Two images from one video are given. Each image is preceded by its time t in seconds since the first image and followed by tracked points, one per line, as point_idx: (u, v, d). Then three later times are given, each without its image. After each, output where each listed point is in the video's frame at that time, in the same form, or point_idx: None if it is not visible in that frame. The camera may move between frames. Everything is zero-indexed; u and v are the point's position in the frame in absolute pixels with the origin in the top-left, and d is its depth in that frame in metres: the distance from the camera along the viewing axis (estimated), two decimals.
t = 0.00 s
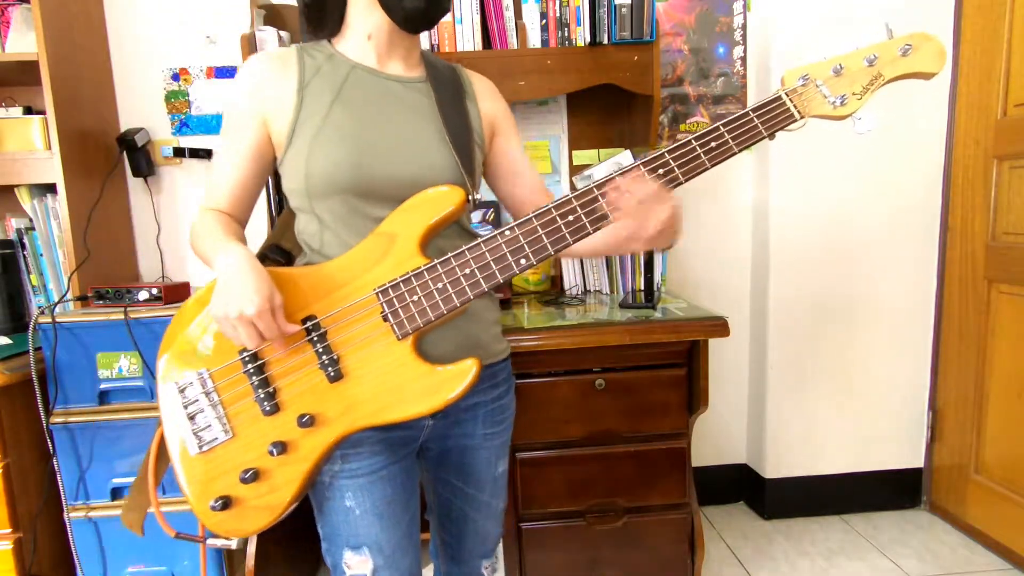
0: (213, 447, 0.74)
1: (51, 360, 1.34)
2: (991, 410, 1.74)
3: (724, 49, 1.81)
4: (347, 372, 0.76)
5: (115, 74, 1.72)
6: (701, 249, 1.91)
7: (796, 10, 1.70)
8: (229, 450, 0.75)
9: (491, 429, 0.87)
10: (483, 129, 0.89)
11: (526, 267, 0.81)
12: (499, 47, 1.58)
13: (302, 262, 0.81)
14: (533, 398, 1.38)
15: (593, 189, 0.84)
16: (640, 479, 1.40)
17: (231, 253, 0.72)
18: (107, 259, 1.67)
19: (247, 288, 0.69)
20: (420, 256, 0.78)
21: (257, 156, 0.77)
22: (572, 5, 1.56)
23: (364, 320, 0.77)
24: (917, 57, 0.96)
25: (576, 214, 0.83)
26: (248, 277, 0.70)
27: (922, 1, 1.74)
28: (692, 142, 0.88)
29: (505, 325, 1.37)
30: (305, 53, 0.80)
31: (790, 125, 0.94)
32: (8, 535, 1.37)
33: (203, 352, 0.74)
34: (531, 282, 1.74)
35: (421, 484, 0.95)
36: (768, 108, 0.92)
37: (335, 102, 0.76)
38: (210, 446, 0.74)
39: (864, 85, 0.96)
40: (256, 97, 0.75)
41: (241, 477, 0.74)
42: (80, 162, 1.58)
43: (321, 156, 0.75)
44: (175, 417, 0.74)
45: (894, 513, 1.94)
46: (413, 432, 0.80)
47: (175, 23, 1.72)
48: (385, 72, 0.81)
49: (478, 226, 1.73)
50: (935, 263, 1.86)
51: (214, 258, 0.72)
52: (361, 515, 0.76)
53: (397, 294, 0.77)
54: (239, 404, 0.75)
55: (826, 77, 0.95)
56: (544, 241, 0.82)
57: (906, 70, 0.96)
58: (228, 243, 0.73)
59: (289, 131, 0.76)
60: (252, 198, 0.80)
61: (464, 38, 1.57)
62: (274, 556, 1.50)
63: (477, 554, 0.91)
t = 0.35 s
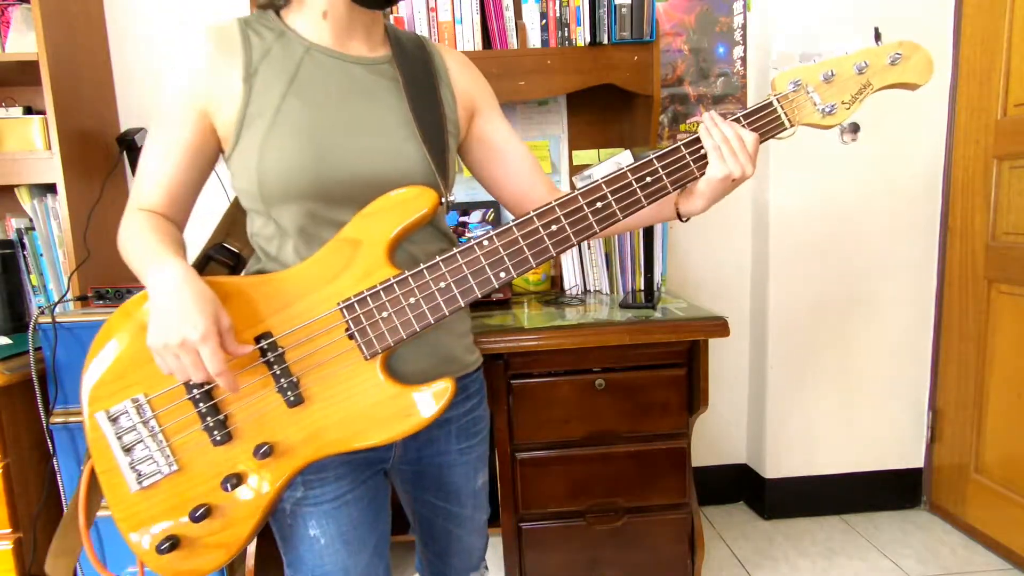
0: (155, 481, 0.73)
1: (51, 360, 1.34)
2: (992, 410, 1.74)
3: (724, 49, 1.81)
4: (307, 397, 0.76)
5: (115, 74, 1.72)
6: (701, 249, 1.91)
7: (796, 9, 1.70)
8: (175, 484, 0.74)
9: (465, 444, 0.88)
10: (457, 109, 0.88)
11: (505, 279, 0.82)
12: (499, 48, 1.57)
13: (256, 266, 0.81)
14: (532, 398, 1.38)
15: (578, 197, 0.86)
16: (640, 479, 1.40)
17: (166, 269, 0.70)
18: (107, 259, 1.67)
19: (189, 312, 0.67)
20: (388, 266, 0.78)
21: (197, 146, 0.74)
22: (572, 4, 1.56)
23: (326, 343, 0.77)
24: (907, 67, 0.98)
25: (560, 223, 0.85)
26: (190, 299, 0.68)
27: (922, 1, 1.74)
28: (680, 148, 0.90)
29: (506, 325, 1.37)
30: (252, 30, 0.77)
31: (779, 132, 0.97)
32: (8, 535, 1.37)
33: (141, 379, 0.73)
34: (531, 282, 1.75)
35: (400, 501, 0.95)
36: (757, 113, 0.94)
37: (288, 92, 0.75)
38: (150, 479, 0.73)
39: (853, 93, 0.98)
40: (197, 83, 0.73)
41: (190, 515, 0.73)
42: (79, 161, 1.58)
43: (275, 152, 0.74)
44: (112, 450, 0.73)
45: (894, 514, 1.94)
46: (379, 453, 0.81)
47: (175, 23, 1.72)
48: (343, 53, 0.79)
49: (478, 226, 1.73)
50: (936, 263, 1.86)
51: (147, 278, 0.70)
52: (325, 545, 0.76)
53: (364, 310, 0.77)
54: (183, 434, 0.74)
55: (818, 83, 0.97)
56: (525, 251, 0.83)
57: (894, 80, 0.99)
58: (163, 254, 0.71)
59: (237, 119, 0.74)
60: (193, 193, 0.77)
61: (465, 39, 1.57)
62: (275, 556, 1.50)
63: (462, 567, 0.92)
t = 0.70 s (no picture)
0: (160, 482, 0.74)
1: (51, 360, 1.34)
2: (991, 411, 1.74)
3: (724, 49, 1.81)
4: (312, 398, 0.76)
5: (115, 74, 1.72)
6: (702, 249, 1.91)
7: (796, 9, 1.70)
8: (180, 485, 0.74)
9: (465, 435, 0.89)
10: (453, 104, 0.89)
11: (508, 281, 0.83)
12: (499, 48, 1.57)
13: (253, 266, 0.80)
14: (532, 398, 1.38)
15: (580, 200, 0.86)
16: (640, 480, 1.40)
17: (165, 268, 0.70)
18: (107, 259, 1.67)
19: (196, 314, 0.67)
20: (391, 267, 0.79)
21: (190, 143, 0.74)
22: (572, 4, 1.56)
23: (331, 341, 0.77)
24: (901, 74, 0.99)
25: (562, 225, 0.85)
26: (193, 302, 0.67)
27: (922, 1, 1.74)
28: (682, 152, 0.90)
29: (506, 325, 1.37)
30: (246, 27, 0.77)
31: (776, 137, 0.97)
32: (8, 535, 1.37)
33: (143, 379, 0.73)
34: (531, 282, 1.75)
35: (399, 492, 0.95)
36: (756, 118, 0.95)
37: (284, 90, 0.75)
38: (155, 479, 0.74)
39: (849, 98, 0.99)
40: (192, 80, 0.72)
41: (195, 515, 0.73)
42: (79, 161, 1.58)
43: (272, 152, 0.74)
44: (116, 451, 0.73)
45: (894, 514, 1.94)
46: (384, 450, 0.81)
47: (175, 23, 1.72)
48: (339, 50, 0.80)
49: (478, 226, 1.73)
50: (936, 263, 1.86)
51: (149, 278, 0.70)
52: (331, 541, 0.75)
53: (368, 311, 0.77)
54: (187, 436, 0.74)
55: (815, 87, 0.97)
56: (528, 255, 0.84)
57: (888, 87, 1.00)
58: (161, 250, 0.71)
59: (232, 117, 0.74)
60: (185, 191, 0.77)
61: (465, 39, 1.57)
62: (274, 556, 1.50)
63: (462, 554, 0.92)
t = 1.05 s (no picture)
0: (198, 462, 0.73)
1: (51, 360, 1.34)
2: (991, 411, 1.74)
3: (724, 49, 1.81)
4: (341, 382, 0.76)
5: (115, 74, 1.72)
6: (701, 249, 1.91)
7: (796, 10, 1.70)
8: (218, 465, 0.74)
9: (485, 432, 0.89)
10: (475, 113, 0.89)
11: (528, 271, 0.83)
12: (499, 47, 1.57)
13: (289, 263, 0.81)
14: (533, 398, 1.38)
15: (594, 194, 0.86)
16: (640, 480, 1.40)
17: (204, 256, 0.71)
18: (107, 259, 1.67)
19: (228, 295, 0.68)
20: (418, 259, 0.79)
21: (236, 157, 0.76)
22: (572, 4, 1.56)
23: (359, 327, 0.77)
24: (900, 74, 0.99)
25: (579, 219, 0.85)
26: (229, 284, 0.69)
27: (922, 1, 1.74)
28: (691, 148, 0.91)
29: (506, 325, 1.37)
30: (282, 44, 0.78)
31: (782, 135, 0.97)
32: (8, 535, 1.37)
33: (187, 363, 0.73)
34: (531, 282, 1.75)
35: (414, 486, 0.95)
36: (761, 117, 0.94)
37: (318, 99, 0.76)
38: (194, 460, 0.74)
39: (851, 97, 0.99)
40: (233, 95, 0.74)
41: (230, 495, 0.73)
42: (80, 161, 1.58)
43: (306, 157, 0.75)
44: (157, 432, 0.73)
45: (894, 513, 1.94)
46: (407, 442, 0.81)
47: (175, 23, 1.72)
48: (369, 63, 0.80)
49: (477, 226, 1.73)
50: (935, 263, 1.86)
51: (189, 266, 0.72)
52: (353, 528, 0.76)
53: (394, 301, 0.77)
54: (224, 418, 0.74)
55: (817, 88, 0.97)
56: (546, 247, 0.84)
57: (888, 86, 1.00)
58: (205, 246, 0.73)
59: (270, 129, 0.75)
60: (235, 199, 0.80)
61: (465, 39, 1.57)
62: (273, 556, 1.50)
63: (474, 552, 0.92)
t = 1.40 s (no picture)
0: (213, 467, 0.73)
1: (51, 360, 1.34)
2: (991, 411, 1.74)
3: (724, 49, 1.81)
4: (354, 382, 0.76)
5: (116, 75, 1.72)
6: (702, 250, 1.91)
7: (795, 9, 1.70)
8: (232, 469, 0.73)
9: (495, 439, 0.89)
10: (479, 130, 0.91)
11: (533, 267, 0.84)
12: (499, 47, 1.57)
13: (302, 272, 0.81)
14: (533, 398, 1.38)
15: (593, 192, 0.88)
16: (640, 479, 1.40)
17: (215, 267, 0.71)
18: (107, 259, 1.67)
19: (231, 296, 0.68)
20: (426, 260, 0.79)
21: (254, 169, 0.77)
22: (572, 4, 1.57)
23: (370, 327, 0.77)
24: (877, 69, 0.99)
25: (579, 216, 0.86)
26: (236, 289, 0.69)
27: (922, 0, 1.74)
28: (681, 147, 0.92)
29: (506, 325, 1.37)
30: (297, 62, 0.79)
31: (768, 131, 0.98)
32: (8, 535, 1.37)
33: (200, 369, 0.73)
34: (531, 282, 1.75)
35: (426, 499, 0.95)
36: (747, 115, 0.95)
37: (333, 113, 0.77)
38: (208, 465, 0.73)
39: (831, 95, 0.99)
40: (250, 110, 0.75)
41: (244, 498, 0.72)
42: (80, 161, 1.58)
43: (321, 169, 0.75)
44: (171, 437, 0.72)
45: (895, 514, 1.94)
46: (418, 447, 0.81)
47: (175, 23, 1.72)
48: (381, 81, 0.81)
49: (478, 226, 1.73)
50: (935, 263, 1.86)
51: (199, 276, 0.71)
52: (366, 534, 0.76)
53: (404, 299, 0.77)
54: (238, 421, 0.74)
55: (798, 87, 0.98)
56: (549, 242, 0.85)
57: (865, 83, 1.00)
58: (212, 255, 0.72)
59: (286, 143, 0.76)
60: (251, 212, 0.80)
61: (465, 39, 1.57)
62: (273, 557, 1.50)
63: (486, 562, 0.91)
